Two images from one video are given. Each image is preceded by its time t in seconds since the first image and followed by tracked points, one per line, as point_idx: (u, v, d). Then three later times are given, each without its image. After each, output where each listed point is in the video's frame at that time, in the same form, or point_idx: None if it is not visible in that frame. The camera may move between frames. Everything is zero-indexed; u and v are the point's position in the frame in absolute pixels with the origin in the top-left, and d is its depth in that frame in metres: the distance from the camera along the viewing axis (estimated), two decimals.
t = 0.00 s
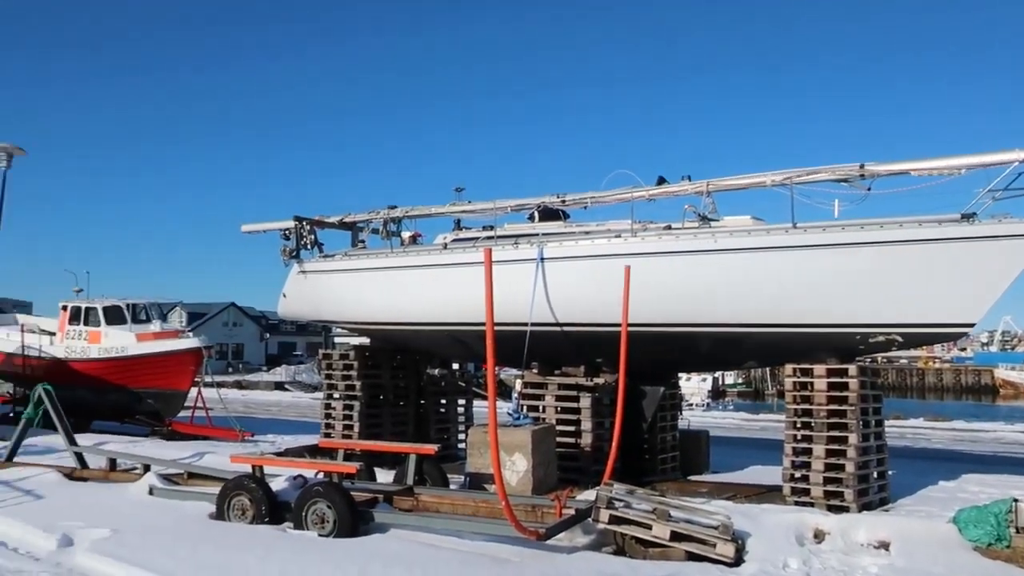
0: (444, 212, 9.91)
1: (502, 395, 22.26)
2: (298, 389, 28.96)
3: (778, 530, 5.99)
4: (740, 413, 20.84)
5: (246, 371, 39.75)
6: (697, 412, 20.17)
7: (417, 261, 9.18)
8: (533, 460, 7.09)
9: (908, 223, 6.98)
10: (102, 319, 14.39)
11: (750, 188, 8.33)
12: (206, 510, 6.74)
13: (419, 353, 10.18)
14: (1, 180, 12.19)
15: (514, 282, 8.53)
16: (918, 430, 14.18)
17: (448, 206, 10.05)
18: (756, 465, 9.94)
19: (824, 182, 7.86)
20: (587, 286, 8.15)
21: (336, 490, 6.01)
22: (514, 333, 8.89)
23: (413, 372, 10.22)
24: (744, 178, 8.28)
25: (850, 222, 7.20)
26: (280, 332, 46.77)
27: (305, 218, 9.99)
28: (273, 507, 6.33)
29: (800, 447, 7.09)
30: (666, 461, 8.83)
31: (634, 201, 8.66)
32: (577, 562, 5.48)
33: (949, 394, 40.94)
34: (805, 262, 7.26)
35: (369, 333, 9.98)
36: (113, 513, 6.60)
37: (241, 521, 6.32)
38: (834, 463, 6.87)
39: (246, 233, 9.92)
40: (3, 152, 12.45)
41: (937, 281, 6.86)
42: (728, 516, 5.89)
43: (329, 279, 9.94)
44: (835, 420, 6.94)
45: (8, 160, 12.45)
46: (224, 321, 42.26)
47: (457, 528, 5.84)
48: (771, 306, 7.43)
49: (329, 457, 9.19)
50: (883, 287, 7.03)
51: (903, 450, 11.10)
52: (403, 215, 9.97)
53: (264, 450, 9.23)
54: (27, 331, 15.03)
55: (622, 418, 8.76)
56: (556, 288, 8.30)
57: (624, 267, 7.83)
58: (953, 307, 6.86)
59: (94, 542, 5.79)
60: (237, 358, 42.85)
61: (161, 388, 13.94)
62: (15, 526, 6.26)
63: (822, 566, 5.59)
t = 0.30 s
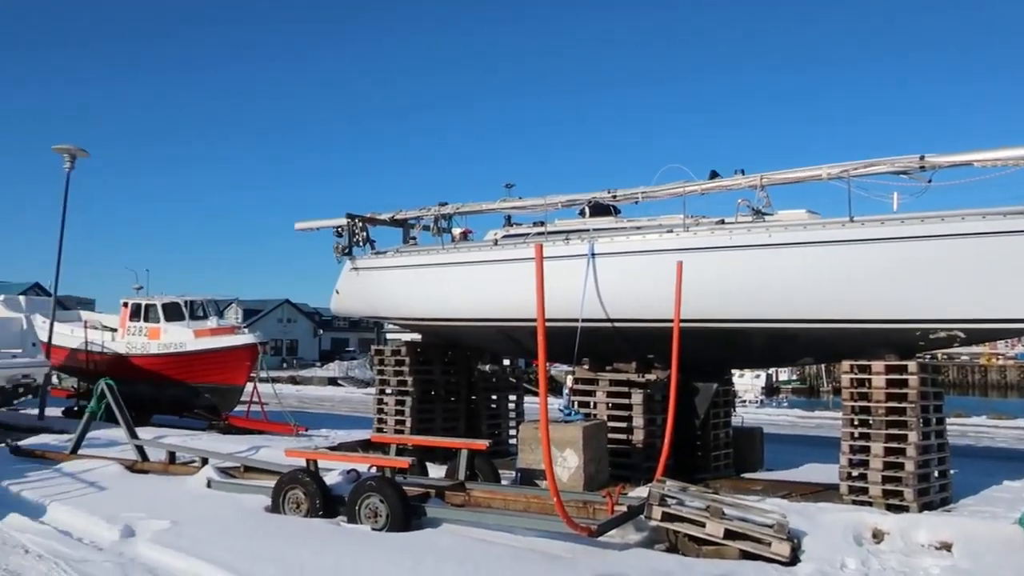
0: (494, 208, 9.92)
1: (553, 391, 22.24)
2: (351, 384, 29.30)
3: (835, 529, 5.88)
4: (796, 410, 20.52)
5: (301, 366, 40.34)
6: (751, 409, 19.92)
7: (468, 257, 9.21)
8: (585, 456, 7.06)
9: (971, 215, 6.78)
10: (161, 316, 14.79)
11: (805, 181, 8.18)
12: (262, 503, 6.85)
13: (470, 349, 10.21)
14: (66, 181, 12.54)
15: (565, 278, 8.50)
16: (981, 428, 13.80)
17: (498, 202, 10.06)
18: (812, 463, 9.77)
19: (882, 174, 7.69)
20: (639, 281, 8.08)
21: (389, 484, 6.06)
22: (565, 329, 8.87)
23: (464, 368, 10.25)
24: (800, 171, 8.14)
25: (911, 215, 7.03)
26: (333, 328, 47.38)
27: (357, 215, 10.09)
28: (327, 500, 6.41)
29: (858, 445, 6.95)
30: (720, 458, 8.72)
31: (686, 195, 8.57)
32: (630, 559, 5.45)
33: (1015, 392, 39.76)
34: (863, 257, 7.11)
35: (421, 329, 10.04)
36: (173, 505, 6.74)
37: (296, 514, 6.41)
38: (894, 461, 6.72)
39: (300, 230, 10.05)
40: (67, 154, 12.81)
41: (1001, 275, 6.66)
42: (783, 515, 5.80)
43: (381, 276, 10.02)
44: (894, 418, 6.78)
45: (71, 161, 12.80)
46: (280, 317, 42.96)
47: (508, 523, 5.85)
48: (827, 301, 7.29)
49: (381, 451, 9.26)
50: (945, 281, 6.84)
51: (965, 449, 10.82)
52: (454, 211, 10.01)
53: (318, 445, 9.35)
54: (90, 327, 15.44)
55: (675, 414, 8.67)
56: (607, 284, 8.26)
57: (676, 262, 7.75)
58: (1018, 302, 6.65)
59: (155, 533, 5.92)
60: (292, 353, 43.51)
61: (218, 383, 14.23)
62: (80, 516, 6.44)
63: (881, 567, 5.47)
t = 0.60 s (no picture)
0: (547, 203, 9.91)
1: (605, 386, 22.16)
2: (405, 379, 29.58)
3: (897, 528, 5.75)
4: (855, 406, 20.12)
5: (356, 361, 40.82)
6: (808, 405, 19.59)
7: (521, 252, 9.21)
8: (639, 452, 7.02)
9: None
10: (221, 311, 15.09)
11: (865, 172, 8.00)
12: (319, 494, 6.95)
13: (524, 344, 10.23)
14: (129, 179, 12.86)
15: (619, 272, 8.45)
16: None
17: (551, 197, 10.04)
18: (872, 460, 9.58)
19: (946, 165, 7.48)
20: (694, 275, 7.99)
21: (443, 478, 6.10)
22: (619, 324, 8.81)
23: (517, 362, 10.26)
24: (859, 162, 7.96)
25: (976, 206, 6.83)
26: (387, 323, 47.83)
27: (411, 211, 10.16)
28: (382, 493, 6.48)
29: (921, 442, 6.79)
30: (777, 454, 8.59)
31: (742, 188, 8.45)
32: (685, 555, 5.40)
33: None
34: (926, 249, 6.92)
35: (474, 324, 10.08)
36: (233, 496, 6.88)
37: (353, 506, 6.49)
38: (958, 459, 6.54)
39: (355, 226, 10.15)
40: (130, 153, 13.13)
41: None
42: (843, 512, 5.69)
43: (435, 271, 10.08)
44: (959, 415, 6.60)
45: (134, 160, 13.13)
46: (335, 313, 43.52)
47: (563, 517, 5.84)
48: (888, 295, 7.12)
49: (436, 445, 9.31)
50: (1013, 274, 6.64)
51: None
52: (506, 206, 10.02)
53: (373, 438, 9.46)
54: (153, 322, 15.84)
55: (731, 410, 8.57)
56: (662, 278, 8.18)
57: (732, 256, 7.65)
58: None
59: (216, 522, 6.06)
60: (347, 348, 44.06)
61: (276, 377, 14.42)
62: (145, 505, 6.61)
63: (946, 566, 5.34)
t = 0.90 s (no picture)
0: (607, 197, 9.86)
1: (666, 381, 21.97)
2: (465, 374, 29.77)
3: (971, 529, 5.59)
4: (924, 403, 19.61)
5: (416, 356, 41.23)
6: (875, 402, 19.16)
7: (582, 247, 9.19)
8: (702, 448, 6.95)
9: None
10: (285, 307, 15.41)
11: (935, 162, 7.77)
12: (383, 488, 7.05)
13: (584, 339, 10.22)
14: (197, 178, 13.19)
15: (680, 267, 8.36)
16: None
17: (611, 191, 9.99)
18: (943, 459, 9.33)
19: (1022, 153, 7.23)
20: (757, 269, 7.87)
21: (504, 473, 6.12)
22: (681, 319, 8.73)
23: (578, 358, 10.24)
24: (929, 152, 7.74)
25: None
26: (447, 318, 48.17)
27: (471, 207, 10.21)
28: (445, 487, 6.53)
29: (995, 441, 6.59)
30: (843, 452, 8.40)
31: (807, 180, 8.29)
32: (750, 553, 5.33)
33: None
34: (1000, 242, 6.70)
35: (535, 319, 10.09)
36: (299, 488, 7.02)
37: (415, 499, 6.56)
38: None
39: (416, 223, 10.23)
40: (197, 152, 13.47)
41: None
42: (914, 512, 5.54)
43: (495, 266, 10.11)
44: None
45: (202, 159, 13.46)
46: (396, 308, 43.99)
47: (624, 513, 5.82)
48: (961, 288, 6.92)
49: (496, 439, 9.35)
50: None
51: None
52: (566, 201, 10.00)
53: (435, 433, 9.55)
54: (220, 317, 16.23)
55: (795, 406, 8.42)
56: (724, 272, 8.08)
57: (796, 250, 7.52)
58: None
59: (283, 514, 6.19)
60: (408, 343, 44.52)
61: (338, 371, 14.67)
62: (214, 496, 6.79)
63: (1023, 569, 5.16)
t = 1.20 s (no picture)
0: (678, 193, 9.75)
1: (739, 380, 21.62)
2: (535, 371, 29.83)
3: None
4: (1011, 404, 18.88)
5: (486, 353, 41.49)
6: (959, 402, 18.52)
7: (653, 244, 9.12)
8: (776, 449, 6.81)
9: None
10: (358, 305, 15.67)
11: None
12: (454, 484, 7.10)
13: (655, 336, 10.15)
14: (273, 179, 13.51)
15: (754, 264, 8.22)
16: None
17: (682, 187, 9.87)
18: None
19: None
20: (833, 266, 7.68)
21: (575, 471, 6.12)
22: (755, 317, 8.58)
23: (648, 356, 10.16)
24: (1016, 143, 7.45)
25: None
26: (516, 316, 48.31)
27: (540, 205, 10.21)
28: (515, 485, 6.55)
29: None
30: (924, 454, 8.15)
31: (885, 174, 8.06)
32: (827, 556, 5.22)
33: None
34: None
35: (605, 317, 10.04)
36: (372, 483, 7.13)
37: (486, 496, 6.60)
38: None
39: (486, 221, 10.27)
40: (273, 154, 13.79)
41: None
42: (1001, 517, 5.33)
43: (565, 264, 10.09)
44: None
45: (278, 160, 13.78)
46: (466, 305, 44.31)
47: (697, 514, 5.75)
48: None
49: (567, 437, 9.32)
50: None
51: None
52: (636, 198, 9.92)
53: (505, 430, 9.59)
54: (296, 315, 16.58)
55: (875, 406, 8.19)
56: (799, 269, 7.90)
57: (875, 245, 7.32)
58: None
59: (357, 508, 6.30)
60: (477, 341, 44.79)
61: (410, 368, 14.90)
62: (291, 490, 6.94)
63: None
